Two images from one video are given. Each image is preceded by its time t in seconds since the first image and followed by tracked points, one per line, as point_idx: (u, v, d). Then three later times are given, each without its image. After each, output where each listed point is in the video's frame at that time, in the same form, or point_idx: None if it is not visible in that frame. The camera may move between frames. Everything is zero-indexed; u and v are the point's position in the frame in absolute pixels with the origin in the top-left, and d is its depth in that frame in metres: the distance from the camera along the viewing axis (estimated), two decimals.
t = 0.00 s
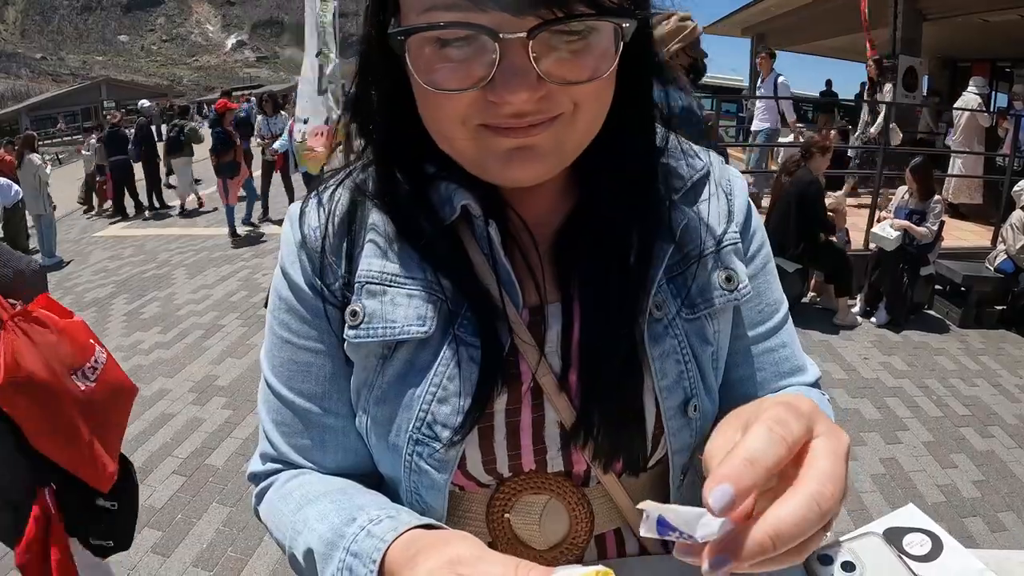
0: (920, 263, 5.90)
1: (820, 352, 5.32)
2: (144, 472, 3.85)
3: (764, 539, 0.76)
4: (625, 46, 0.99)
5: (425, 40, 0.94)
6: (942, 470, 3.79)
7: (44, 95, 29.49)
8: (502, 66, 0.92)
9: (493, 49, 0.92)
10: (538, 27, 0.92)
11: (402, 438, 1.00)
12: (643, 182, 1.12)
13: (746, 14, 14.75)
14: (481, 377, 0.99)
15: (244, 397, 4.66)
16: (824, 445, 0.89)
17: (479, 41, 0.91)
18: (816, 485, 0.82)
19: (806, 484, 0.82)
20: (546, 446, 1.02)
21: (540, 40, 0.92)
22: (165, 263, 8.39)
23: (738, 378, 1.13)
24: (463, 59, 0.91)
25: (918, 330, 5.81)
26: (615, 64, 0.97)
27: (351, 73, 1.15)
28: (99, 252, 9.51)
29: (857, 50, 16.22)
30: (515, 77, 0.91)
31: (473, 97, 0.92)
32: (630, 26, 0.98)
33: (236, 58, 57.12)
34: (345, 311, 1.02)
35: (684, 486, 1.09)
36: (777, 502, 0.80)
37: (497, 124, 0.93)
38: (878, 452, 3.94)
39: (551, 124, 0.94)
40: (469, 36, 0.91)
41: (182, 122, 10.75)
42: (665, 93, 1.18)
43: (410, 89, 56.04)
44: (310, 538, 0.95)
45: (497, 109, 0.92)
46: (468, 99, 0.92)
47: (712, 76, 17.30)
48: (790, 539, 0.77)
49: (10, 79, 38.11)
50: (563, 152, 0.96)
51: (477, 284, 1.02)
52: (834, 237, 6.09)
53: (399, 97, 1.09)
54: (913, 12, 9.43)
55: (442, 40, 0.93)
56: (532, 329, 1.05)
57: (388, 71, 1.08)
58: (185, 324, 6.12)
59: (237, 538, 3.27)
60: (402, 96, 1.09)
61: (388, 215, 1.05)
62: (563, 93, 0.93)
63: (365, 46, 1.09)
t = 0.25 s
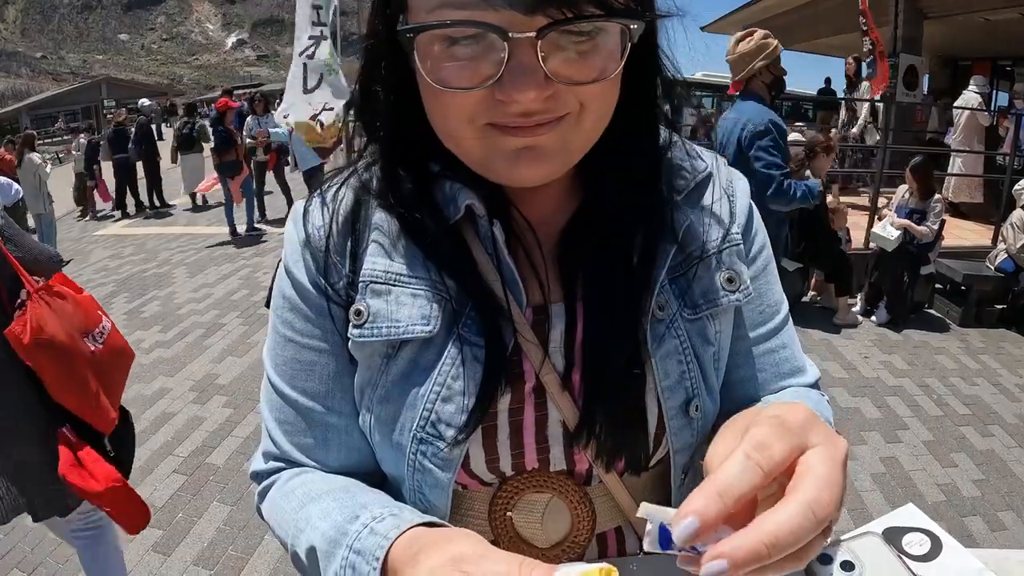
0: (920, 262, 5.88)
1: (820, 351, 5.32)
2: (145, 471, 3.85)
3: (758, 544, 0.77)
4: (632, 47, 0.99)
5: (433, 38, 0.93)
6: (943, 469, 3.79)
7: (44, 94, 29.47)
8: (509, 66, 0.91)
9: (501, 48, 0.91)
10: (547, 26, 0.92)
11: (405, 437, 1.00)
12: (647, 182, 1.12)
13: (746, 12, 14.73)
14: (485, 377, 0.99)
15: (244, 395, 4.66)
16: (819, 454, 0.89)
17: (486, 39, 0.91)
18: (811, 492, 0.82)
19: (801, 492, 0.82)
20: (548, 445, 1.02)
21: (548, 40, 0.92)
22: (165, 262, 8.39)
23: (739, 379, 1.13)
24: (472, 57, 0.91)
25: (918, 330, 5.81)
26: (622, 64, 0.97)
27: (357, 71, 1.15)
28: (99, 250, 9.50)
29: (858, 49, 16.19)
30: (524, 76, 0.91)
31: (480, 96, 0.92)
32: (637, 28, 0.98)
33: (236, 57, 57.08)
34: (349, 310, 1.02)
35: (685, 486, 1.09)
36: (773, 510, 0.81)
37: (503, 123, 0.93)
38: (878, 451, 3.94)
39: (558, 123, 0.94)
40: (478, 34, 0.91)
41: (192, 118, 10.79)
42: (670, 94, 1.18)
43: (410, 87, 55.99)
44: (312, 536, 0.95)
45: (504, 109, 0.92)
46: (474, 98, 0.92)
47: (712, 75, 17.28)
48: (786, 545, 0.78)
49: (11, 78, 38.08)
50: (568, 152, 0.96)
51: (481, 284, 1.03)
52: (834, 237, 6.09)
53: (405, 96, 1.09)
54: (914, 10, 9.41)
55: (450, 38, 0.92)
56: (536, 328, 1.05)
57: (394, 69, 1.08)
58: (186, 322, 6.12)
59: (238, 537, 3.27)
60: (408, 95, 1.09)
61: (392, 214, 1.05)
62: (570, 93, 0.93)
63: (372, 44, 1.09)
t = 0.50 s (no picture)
0: (921, 262, 5.91)
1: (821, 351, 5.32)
2: (146, 471, 3.85)
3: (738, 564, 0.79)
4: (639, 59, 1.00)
5: (442, 50, 0.94)
6: (943, 469, 3.79)
7: (44, 93, 29.44)
8: (516, 78, 0.92)
9: (507, 61, 0.92)
10: (553, 40, 0.92)
11: (411, 445, 1.01)
12: (651, 193, 1.13)
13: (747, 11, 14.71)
14: (490, 387, 1.00)
15: (245, 395, 4.67)
16: (800, 475, 0.91)
17: (492, 53, 0.92)
18: (790, 514, 0.84)
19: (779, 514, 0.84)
20: (552, 453, 1.03)
21: (556, 53, 0.92)
22: (166, 261, 8.39)
23: (740, 388, 1.13)
24: (477, 70, 0.92)
25: (917, 330, 5.82)
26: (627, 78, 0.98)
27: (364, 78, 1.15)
28: (99, 250, 9.50)
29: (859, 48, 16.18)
30: (529, 89, 0.91)
31: (486, 107, 0.93)
32: (644, 40, 0.98)
33: (236, 55, 57.03)
34: (354, 319, 1.03)
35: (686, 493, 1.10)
36: (751, 530, 0.83)
37: (508, 137, 0.94)
38: (879, 451, 3.95)
39: (563, 136, 0.95)
40: (484, 47, 0.92)
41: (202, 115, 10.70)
42: (674, 105, 1.19)
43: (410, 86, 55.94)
44: (318, 542, 0.96)
45: (510, 122, 0.93)
46: (480, 111, 0.93)
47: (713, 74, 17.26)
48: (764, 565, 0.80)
49: (10, 77, 38.01)
50: (573, 165, 0.97)
51: (486, 296, 1.03)
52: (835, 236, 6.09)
53: (413, 105, 1.10)
54: (915, 9, 9.42)
55: (457, 50, 0.93)
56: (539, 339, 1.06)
57: (399, 77, 1.09)
58: (186, 322, 6.12)
59: (240, 537, 3.28)
60: (416, 104, 1.10)
61: (398, 224, 1.06)
62: (576, 106, 0.94)
63: (380, 53, 1.09)
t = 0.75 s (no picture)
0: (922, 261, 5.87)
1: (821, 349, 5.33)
2: (147, 470, 3.86)
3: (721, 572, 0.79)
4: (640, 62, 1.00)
5: (444, 49, 0.94)
6: (942, 468, 3.80)
7: (44, 92, 29.42)
8: (517, 80, 0.92)
9: (509, 62, 0.92)
10: (554, 41, 0.92)
11: (410, 445, 1.01)
12: (650, 195, 1.13)
13: (748, 9, 14.68)
14: (489, 388, 1.00)
15: (246, 394, 4.67)
16: (791, 482, 0.91)
17: (493, 53, 0.92)
18: (778, 521, 0.84)
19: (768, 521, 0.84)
20: (550, 454, 1.03)
21: (557, 54, 0.92)
22: (166, 260, 8.39)
23: (739, 389, 1.13)
24: (477, 71, 0.92)
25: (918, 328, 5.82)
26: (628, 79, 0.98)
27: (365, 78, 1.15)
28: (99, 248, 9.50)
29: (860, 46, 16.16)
30: (530, 90, 0.92)
31: (486, 108, 0.93)
32: (646, 43, 0.99)
33: (236, 53, 56.96)
34: (354, 320, 1.03)
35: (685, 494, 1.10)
36: (738, 537, 0.83)
37: (508, 137, 0.94)
38: (878, 450, 3.95)
39: (563, 136, 0.95)
40: (485, 48, 0.92)
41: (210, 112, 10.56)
42: (675, 106, 1.19)
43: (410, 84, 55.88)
44: (317, 542, 0.97)
45: (510, 124, 0.93)
46: (480, 111, 0.93)
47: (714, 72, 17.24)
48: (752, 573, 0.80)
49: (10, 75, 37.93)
50: (573, 165, 0.97)
51: (485, 296, 1.03)
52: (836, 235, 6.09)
53: (414, 105, 1.10)
54: (915, 8, 9.41)
55: (459, 50, 0.93)
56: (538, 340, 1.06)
57: (400, 76, 1.09)
58: (187, 321, 6.13)
59: (240, 536, 3.29)
60: (418, 104, 1.10)
61: (398, 225, 1.06)
62: (578, 107, 0.94)
63: (381, 53, 1.09)
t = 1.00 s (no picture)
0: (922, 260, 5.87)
1: (821, 349, 5.33)
2: (148, 470, 3.86)
3: None
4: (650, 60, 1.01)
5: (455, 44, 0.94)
6: (942, 467, 3.80)
7: (43, 92, 29.41)
8: (530, 74, 0.93)
9: (524, 57, 0.93)
10: (568, 37, 0.93)
11: (413, 442, 1.01)
12: (654, 192, 1.13)
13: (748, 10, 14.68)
14: (493, 385, 1.00)
15: (247, 394, 4.68)
16: (795, 485, 0.91)
17: (506, 47, 0.92)
18: (782, 528, 0.85)
19: (771, 528, 0.85)
20: (553, 450, 1.04)
21: (570, 50, 0.93)
22: (167, 260, 8.40)
23: (741, 387, 1.14)
24: (489, 67, 0.92)
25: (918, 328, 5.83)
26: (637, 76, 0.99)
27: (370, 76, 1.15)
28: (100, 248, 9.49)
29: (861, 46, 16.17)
30: (544, 83, 0.92)
31: (499, 103, 0.93)
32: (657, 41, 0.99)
33: (235, 53, 56.92)
34: (358, 317, 1.04)
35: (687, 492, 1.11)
36: (745, 543, 0.83)
37: (521, 132, 0.94)
38: (879, 449, 3.96)
39: (569, 130, 0.95)
40: (499, 42, 0.92)
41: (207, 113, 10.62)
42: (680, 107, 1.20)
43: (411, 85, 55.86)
44: (319, 539, 0.97)
45: (523, 117, 0.93)
46: (493, 106, 0.93)
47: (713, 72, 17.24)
48: None
49: (10, 75, 37.87)
50: (581, 160, 0.98)
51: (488, 293, 1.03)
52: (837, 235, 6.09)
53: (423, 102, 1.10)
54: (915, 8, 9.43)
55: (472, 45, 0.93)
56: (541, 336, 1.06)
57: (407, 74, 1.08)
58: (188, 321, 6.13)
59: (242, 535, 3.30)
60: (427, 100, 1.10)
61: (401, 222, 1.07)
62: (590, 103, 0.95)
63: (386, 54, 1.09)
